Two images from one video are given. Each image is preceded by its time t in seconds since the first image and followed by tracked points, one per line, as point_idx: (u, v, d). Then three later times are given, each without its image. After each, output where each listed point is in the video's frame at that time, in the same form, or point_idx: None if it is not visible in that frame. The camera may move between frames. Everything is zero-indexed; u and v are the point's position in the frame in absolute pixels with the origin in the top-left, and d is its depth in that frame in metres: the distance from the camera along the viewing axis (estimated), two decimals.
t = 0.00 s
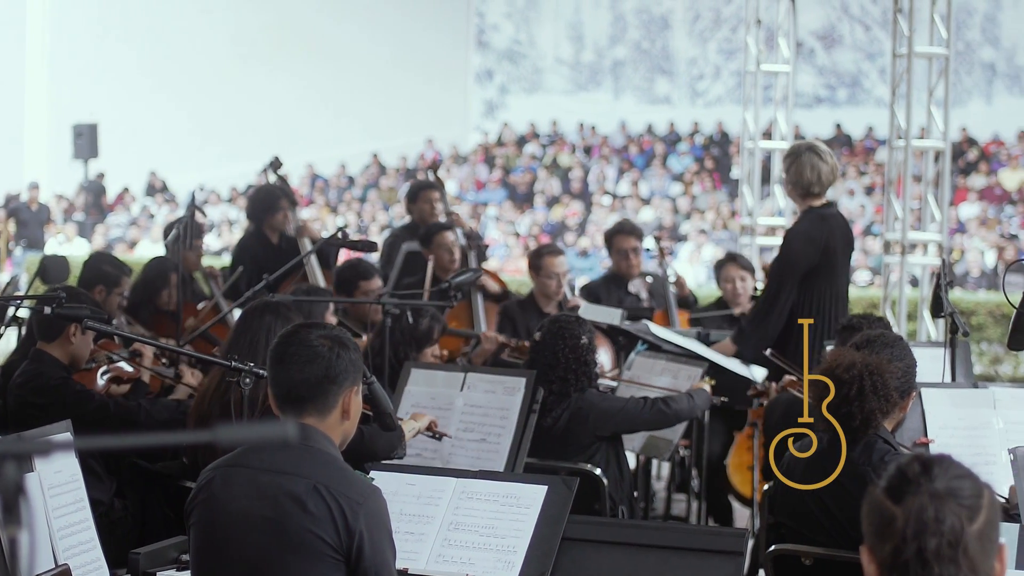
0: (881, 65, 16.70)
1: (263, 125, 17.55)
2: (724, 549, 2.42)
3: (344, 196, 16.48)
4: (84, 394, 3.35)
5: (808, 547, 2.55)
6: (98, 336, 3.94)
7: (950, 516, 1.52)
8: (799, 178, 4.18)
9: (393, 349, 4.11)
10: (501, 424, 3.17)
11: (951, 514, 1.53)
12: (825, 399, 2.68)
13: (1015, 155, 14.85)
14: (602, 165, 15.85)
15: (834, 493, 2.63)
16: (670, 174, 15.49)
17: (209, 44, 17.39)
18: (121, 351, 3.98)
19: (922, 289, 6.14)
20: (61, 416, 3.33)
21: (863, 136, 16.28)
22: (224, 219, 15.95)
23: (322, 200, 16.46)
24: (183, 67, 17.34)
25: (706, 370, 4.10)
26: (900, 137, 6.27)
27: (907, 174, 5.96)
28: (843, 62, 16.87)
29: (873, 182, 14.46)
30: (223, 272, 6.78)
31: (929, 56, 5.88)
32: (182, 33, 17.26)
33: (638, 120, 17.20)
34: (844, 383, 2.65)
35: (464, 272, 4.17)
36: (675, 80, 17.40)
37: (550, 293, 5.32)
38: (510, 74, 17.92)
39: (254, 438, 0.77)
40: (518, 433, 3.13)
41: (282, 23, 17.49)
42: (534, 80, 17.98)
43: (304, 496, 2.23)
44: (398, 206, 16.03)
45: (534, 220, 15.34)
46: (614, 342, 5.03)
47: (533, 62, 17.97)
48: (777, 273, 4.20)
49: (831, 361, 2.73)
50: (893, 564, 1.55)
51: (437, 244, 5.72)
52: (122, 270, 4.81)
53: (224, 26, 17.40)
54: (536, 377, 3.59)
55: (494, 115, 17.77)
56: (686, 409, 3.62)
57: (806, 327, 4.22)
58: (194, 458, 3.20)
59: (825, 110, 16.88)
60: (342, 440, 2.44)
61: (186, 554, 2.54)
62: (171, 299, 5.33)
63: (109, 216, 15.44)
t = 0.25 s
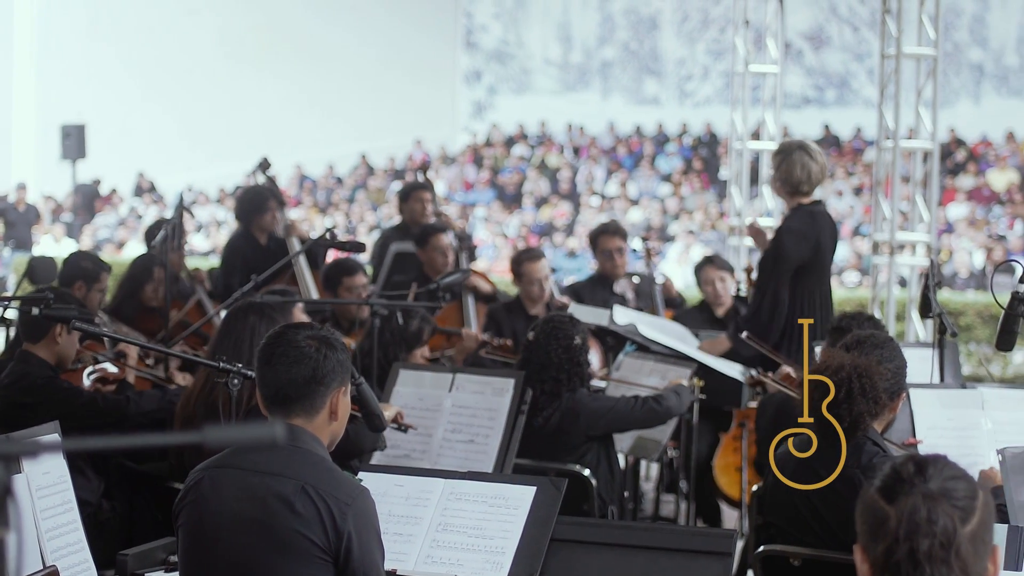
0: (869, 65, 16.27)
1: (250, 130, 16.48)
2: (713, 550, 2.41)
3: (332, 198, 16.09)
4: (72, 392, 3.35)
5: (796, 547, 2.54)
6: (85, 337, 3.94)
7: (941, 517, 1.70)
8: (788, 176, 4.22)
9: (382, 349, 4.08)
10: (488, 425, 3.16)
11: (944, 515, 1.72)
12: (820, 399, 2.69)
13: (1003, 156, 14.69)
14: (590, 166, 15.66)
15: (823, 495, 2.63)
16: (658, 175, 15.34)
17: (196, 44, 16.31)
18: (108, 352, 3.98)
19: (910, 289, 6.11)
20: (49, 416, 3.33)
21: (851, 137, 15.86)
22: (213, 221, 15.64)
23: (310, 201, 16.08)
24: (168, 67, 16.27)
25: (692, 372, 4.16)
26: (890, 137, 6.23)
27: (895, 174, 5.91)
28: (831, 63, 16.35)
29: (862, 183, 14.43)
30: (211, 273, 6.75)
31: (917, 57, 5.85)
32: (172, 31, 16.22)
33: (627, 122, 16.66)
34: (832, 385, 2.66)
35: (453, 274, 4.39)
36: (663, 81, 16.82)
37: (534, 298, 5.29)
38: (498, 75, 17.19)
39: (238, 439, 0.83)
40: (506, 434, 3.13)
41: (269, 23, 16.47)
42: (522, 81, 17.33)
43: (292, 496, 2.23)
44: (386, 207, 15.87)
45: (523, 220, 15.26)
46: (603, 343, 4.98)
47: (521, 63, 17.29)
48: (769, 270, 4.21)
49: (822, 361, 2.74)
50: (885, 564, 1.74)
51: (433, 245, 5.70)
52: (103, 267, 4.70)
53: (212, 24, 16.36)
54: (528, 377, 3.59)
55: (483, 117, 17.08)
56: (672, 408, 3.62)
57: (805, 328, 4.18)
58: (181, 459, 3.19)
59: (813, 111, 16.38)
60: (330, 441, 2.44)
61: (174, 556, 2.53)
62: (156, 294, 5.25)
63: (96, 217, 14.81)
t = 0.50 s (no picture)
0: (862, 66, 16.29)
1: (240, 130, 16.36)
2: (706, 551, 2.41)
3: (325, 199, 15.93)
4: (65, 391, 3.33)
5: (789, 548, 2.53)
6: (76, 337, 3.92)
7: (938, 517, 1.74)
8: (783, 177, 4.24)
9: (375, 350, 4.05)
10: (481, 426, 3.18)
11: (940, 515, 1.75)
12: (820, 399, 2.69)
13: (994, 157, 14.72)
14: (583, 167, 15.66)
15: (816, 495, 2.63)
16: (651, 176, 15.35)
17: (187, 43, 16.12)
18: (97, 352, 3.94)
19: (903, 290, 6.11)
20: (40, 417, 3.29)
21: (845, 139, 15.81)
22: (205, 221, 15.39)
23: (303, 201, 15.90)
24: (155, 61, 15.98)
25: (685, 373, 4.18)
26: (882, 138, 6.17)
27: (887, 175, 5.89)
28: (824, 64, 16.31)
29: (855, 184, 14.41)
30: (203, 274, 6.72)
31: (910, 58, 5.84)
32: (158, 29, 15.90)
33: (619, 122, 16.64)
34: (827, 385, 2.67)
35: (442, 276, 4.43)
36: (656, 81, 16.76)
37: (528, 298, 5.29)
38: (491, 75, 17.10)
39: (229, 441, 0.75)
40: (500, 434, 3.15)
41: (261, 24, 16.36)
42: (515, 82, 17.17)
43: (286, 497, 2.23)
44: (379, 207, 15.72)
45: (516, 221, 15.19)
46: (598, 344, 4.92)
47: (514, 64, 17.16)
48: (771, 271, 4.21)
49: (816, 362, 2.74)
50: (882, 564, 1.78)
51: (439, 246, 5.71)
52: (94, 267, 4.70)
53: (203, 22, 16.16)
54: (525, 377, 3.59)
55: (476, 117, 16.93)
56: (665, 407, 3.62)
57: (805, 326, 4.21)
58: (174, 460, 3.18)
59: (806, 112, 16.31)
60: (323, 442, 2.44)
61: (167, 556, 2.53)
62: (147, 295, 5.08)
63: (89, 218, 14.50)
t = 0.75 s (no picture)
0: (851, 65, 16.25)
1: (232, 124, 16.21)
2: (695, 551, 2.41)
3: (314, 199, 15.83)
4: (54, 390, 3.34)
5: (778, 548, 2.53)
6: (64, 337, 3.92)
7: (925, 517, 1.74)
8: (775, 176, 4.26)
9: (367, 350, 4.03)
10: (470, 426, 3.18)
11: (928, 515, 1.75)
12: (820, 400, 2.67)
13: (983, 156, 14.62)
14: (572, 166, 15.63)
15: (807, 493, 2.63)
16: (640, 175, 15.32)
17: (175, 45, 15.92)
18: (86, 352, 3.94)
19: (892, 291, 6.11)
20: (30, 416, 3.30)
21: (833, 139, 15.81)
22: (194, 221, 15.30)
23: (292, 202, 15.81)
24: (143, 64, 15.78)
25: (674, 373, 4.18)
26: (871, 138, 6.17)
27: (876, 175, 5.91)
28: (814, 64, 16.25)
29: (843, 184, 14.43)
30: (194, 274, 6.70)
31: (900, 57, 5.83)
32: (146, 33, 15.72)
33: (608, 123, 16.45)
34: (818, 382, 2.67)
35: (436, 274, 4.27)
36: (646, 82, 16.48)
37: (520, 296, 5.29)
38: (480, 75, 16.98)
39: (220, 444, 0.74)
40: (489, 434, 3.17)
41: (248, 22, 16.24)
42: (504, 82, 17.07)
43: (275, 497, 2.23)
44: (369, 207, 15.67)
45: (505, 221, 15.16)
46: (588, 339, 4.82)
47: (503, 64, 17.01)
48: (764, 268, 4.22)
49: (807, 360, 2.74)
50: (870, 564, 1.78)
51: (433, 244, 5.73)
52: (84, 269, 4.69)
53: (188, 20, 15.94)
54: (519, 376, 3.59)
55: (465, 117, 16.86)
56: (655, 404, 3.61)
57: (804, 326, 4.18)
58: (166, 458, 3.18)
59: (795, 112, 16.28)
60: (313, 442, 2.44)
61: (156, 556, 2.53)
62: (136, 294, 5.09)
63: (79, 218, 14.51)
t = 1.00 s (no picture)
0: (836, 65, 16.02)
1: (218, 124, 15.84)
2: (680, 550, 2.41)
3: (299, 199, 15.51)
4: (41, 391, 3.32)
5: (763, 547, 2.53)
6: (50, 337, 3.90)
7: (909, 516, 1.71)
8: (762, 176, 4.27)
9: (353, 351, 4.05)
10: (455, 427, 3.19)
11: (911, 515, 1.72)
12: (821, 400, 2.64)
13: (968, 156, 14.47)
14: (557, 167, 15.35)
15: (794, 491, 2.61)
16: (625, 176, 15.12)
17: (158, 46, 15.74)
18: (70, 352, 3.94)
19: (878, 290, 6.08)
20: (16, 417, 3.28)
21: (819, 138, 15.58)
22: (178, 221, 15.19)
23: (276, 201, 15.48)
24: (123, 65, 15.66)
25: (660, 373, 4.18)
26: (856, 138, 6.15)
27: (861, 174, 5.91)
28: (799, 64, 15.96)
29: (829, 184, 14.41)
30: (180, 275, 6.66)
31: (883, 57, 5.86)
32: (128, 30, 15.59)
33: (593, 123, 15.92)
34: (809, 379, 2.65)
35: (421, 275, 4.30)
36: (631, 82, 16.03)
37: (507, 294, 5.28)
38: (465, 76, 16.33)
39: (202, 440, 0.82)
40: (474, 434, 3.17)
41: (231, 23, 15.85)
42: (489, 82, 16.42)
43: (260, 498, 2.23)
44: (354, 208, 15.36)
45: (490, 221, 15.03)
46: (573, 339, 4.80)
47: (489, 64, 16.40)
48: (749, 267, 4.24)
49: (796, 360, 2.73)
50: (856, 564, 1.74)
51: (417, 243, 5.72)
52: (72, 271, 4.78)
53: (174, 22, 15.72)
54: (509, 375, 3.59)
55: (450, 117, 16.17)
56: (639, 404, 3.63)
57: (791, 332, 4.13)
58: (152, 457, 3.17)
59: (779, 112, 15.95)
60: (298, 442, 2.43)
61: (140, 557, 2.53)
62: (120, 292, 5.11)
63: (63, 218, 14.53)
